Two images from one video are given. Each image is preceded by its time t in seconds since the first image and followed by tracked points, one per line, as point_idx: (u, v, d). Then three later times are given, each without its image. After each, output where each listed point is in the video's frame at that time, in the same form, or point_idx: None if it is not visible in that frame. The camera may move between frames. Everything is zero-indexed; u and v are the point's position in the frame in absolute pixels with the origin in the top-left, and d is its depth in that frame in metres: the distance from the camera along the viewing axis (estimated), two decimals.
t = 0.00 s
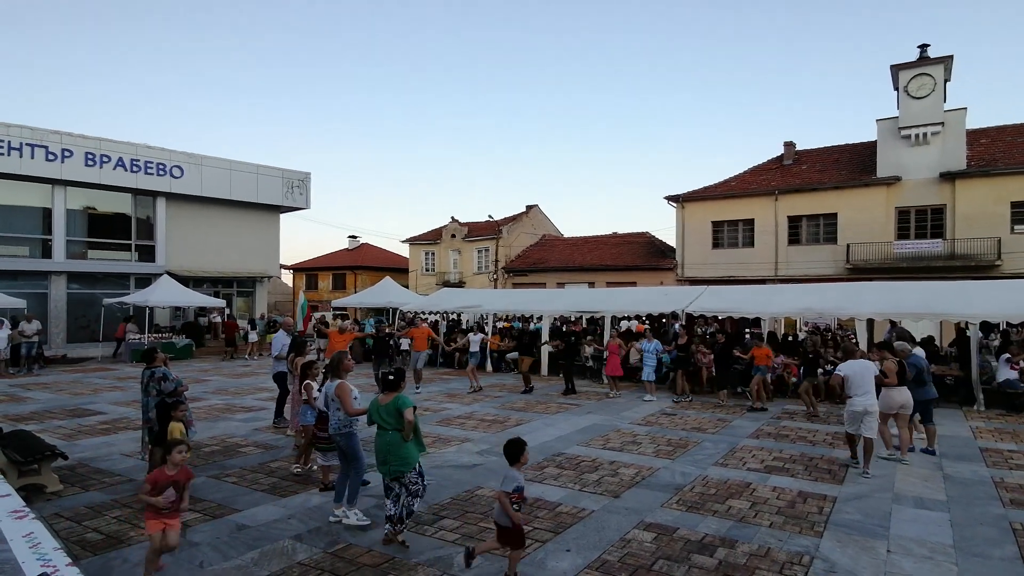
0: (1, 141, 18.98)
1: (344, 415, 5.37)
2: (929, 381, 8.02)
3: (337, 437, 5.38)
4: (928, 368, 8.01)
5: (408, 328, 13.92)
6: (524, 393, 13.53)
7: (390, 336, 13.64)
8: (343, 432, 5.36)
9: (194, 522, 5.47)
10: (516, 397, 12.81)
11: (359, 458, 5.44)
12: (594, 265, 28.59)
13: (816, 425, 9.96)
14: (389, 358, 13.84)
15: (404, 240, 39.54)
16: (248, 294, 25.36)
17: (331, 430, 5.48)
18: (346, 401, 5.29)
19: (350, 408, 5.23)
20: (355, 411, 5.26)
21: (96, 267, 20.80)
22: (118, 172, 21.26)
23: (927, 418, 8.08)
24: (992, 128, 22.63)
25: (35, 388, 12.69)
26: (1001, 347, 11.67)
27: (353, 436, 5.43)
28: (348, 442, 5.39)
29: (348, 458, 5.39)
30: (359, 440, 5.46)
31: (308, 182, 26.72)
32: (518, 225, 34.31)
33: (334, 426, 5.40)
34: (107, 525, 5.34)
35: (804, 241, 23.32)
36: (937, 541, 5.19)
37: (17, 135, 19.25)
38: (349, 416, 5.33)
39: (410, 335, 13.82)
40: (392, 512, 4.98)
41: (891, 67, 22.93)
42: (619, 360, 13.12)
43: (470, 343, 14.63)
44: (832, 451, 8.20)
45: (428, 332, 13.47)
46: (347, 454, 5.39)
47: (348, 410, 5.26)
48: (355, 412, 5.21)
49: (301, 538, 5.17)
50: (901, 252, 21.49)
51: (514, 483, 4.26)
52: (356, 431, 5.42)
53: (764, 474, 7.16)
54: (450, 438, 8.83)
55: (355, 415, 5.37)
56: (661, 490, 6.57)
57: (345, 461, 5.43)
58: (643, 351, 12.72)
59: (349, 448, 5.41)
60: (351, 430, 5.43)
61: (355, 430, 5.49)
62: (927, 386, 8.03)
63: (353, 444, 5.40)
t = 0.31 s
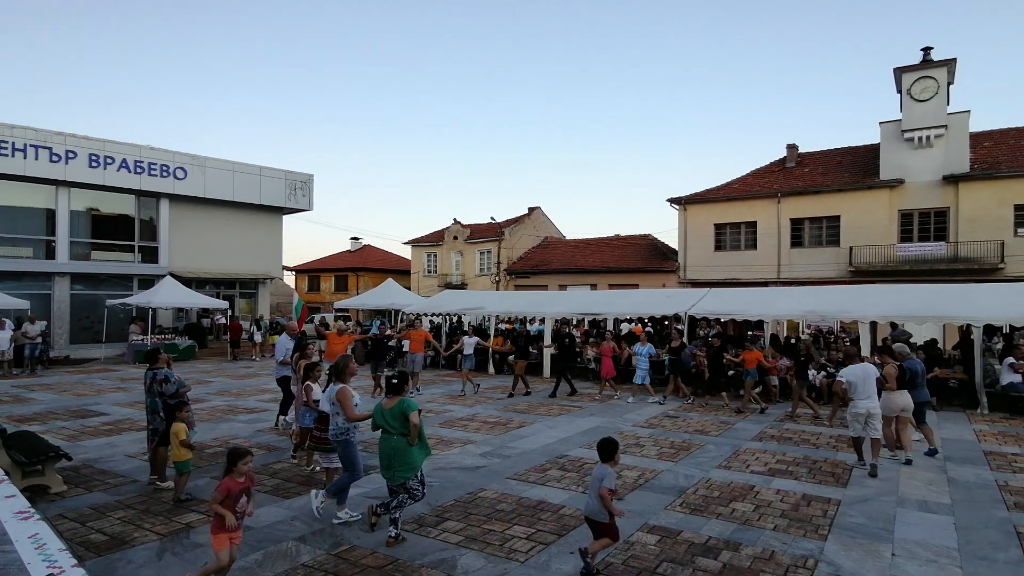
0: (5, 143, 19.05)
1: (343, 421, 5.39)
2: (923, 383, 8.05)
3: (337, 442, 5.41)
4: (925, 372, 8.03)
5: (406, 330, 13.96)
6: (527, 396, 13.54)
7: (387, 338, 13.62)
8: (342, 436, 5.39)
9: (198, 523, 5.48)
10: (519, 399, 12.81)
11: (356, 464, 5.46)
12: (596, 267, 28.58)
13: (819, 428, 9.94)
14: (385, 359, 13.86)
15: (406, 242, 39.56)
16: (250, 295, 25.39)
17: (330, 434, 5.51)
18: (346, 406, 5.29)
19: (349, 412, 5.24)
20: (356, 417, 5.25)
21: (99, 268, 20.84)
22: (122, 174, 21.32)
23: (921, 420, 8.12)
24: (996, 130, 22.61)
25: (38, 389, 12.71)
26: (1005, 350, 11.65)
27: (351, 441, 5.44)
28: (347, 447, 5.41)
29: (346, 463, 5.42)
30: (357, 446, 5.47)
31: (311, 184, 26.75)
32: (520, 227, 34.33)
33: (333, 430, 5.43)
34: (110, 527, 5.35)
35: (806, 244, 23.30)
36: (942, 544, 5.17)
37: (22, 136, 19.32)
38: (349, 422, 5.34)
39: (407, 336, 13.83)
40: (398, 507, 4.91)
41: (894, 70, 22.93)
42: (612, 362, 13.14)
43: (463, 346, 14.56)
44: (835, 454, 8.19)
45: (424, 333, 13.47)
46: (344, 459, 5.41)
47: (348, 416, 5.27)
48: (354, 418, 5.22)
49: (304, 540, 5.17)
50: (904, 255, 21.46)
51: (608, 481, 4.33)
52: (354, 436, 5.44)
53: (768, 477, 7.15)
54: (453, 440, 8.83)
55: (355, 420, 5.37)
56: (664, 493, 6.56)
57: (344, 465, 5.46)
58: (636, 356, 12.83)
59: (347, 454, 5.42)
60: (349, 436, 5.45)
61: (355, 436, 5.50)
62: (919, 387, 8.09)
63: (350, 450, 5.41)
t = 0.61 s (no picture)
0: (11, 142, 19.10)
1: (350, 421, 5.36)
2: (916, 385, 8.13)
3: (344, 443, 5.38)
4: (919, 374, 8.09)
5: (407, 330, 13.99)
6: (530, 397, 13.57)
7: (388, 338, 13.62)
8: (349, 437, 5.36)
9: (203, 523, 5.49)
10: (522, 401, 12.81)
11: (364, 463, 5.44)
12: (599, 269, 28.57)
13: (823, 431, 9.93)
14: (386, 359, 13.87)
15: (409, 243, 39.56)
16: (253, 295, 25.42)
17: (337, 435, 5.49)
18: (353, 406, 5.27)
19: (355, 412, 5.23)
20: (361, 416, 5.24)
21: (103, 267, 20.89)
22: (127, 173, 21.38)
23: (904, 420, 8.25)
24: (1000, 134, 22.58)
25: (43, 388, 12.73)
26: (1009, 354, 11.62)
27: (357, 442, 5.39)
28: (354, 448, 5.35)
29: (354, 464, 5.40)
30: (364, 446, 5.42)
31: (314, 184, 26.78)
32: (523, 228, 34.34)
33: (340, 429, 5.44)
34: (116, 525, 5.36)
35: (810, 247, 23.28)
36: (947, 548, 5.17)
37: (27, 135, 19.37)
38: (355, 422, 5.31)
39: (407, 337, 13.84)
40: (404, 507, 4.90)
41: (898, 73, 22.91)
42: (608, 363, 13.17)
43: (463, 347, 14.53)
44: (840, 457, 8.17)
45: (425, 334, 13.49)
46: (352, 460, 5.38)
47: (354, 415, 5.24)
48: (360, 417, 5.20)
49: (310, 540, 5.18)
50: (907, 258, 21.43)
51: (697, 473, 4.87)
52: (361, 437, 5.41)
53: (772, 480, 7.14)
54: (456, 441, 8.83)
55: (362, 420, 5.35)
56: (668, 495, 6.55)
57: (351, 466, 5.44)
58: (631, 356, 12.86)
59: (355, 456, 5.37)
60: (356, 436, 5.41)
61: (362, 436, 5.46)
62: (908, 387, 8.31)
63: (359, 450, 5.36)
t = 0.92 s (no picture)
0: (12, 145, 19.12)
1: (358, 420, 5.31)
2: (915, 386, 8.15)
3: (354, 441, 5.33)
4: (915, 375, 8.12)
5: (407, 333, 14.00)
6: (530, 400, 13.57)
7: (386, 341, 13.61)
8: (360, 436, 5.33)
9: (204, 526, 5.47)
10: (523, 404, 12.80)
11: (372, 464, 5.41)
12: (599, 272, 28.57)
13: (824, 434, 9.93)
14: (385, 363, 13.85)
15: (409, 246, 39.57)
16: (254, 299, 25.44)
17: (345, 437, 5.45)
18: (362, 404, 5.27)
19: (363, 410, 5.24)
20: (369, 415, 5.21)
21: (103, 270, 20.89)
22: (127, 176, 21.40)
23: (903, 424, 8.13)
24: (999, 138, 22.61)
25: (43, 391, 12.73)
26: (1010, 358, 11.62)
27: (366, 442, 5.37)
28: (366, 446, 5.37)
29: (362, 464, 5.38)
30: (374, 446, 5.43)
31: (314, 187, 26.81)
32: (523, 231, 34.35)
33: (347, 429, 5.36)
34: (117, 528, 5.35)
35: (810, 250, 23.29)
36: (950, 552, 5.16)
37: (28, 138, 19.39)
38: (364, 421, 5.30)
39: (406, 340, 13.84)
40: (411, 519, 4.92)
41: (897, 77, 22.97)
42: (604, 366, 13.17)
43: (463, 350, 14.49)
44: (841, 461, 8.16)
45: (424, 337, 13.50)
46: (361, 461, 5.37)
47: (362, 413, 5.24)
48: (369, 415, 5.21)
49: (311, 543, 5.17)
50: (908, 262, 21.43)
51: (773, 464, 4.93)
52: (371, 435, 5.38)
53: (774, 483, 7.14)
54: (457, 444, 8.83)
55: (370, 420, 5.34)
56: (670, 499, 6.55)
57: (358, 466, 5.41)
58: (627, 359, 12.85)
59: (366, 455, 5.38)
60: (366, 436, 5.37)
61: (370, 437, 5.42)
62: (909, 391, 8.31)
63: (369, 449, 5.38)
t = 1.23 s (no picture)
0: (8, 149, 19.10)
1: (363, 431, 5.30)
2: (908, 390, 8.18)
3: (360, 453, 5.29)
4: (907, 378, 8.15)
5: (403, 338, 13.97)
6: (527, 404, 13.55)
7: (382, 346, 13.59)
8: (365, 447, 5.29)
9: (198, 532, 5.45)
10: (519, 408, 12.79)
11: (376, 476, 5.34)
12: (597, 276, 28.59)
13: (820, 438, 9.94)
14: (381, 367, 13.83)
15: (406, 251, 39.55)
16: (251, 303, 25.45)
17: (347, 447, 5.39)
18: (368, 414, 5.25)
19: (369, 421, 5.23)
20: (375, 424, 5.22)
21: (100, 275, 20.85)
22: (124, 181, 21.38)
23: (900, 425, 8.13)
24: (995, 142, 22.71)
25: (38, 395, 12.68)
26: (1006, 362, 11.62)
27: (372, 452, 5.31)
28: (370, 457, 5.31)
29: (366, 475, 5.31)
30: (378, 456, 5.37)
31: (312, 192, 26.81)
32: (521, 236, 34.39)
33: (352, 439, 5.34)
34: (111, 534, 5.33)
35: (807, 254, 23.33)
36: (946, 556, 5.15)
37: (25, 143, 19.38)
38: (369, 431, 5.28)
39: (402, 345, 13.83)
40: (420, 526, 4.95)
41: (893, 82, 23.07)
42: (599, 369, 13.16)
43: (459, 354, 14.46)
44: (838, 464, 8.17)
45: (419, 342, 13.49)
46: (366, 472, 5.30)
47: (367, 423, 5.24)
48: (375, 425, 5.20)
49: (306, 549, 5.15)
50: (904, 266, 21.46)
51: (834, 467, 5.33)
52: (376, 446, 5.35)
53: (771, 487, 7.14)
54: (454, 449, 8.81)
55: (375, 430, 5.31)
56: (666, 503, 6.54)
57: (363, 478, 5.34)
58: (622, 362, 12.86)
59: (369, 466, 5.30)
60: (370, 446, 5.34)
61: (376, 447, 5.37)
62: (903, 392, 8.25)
63: (372, 460, 5.31)
